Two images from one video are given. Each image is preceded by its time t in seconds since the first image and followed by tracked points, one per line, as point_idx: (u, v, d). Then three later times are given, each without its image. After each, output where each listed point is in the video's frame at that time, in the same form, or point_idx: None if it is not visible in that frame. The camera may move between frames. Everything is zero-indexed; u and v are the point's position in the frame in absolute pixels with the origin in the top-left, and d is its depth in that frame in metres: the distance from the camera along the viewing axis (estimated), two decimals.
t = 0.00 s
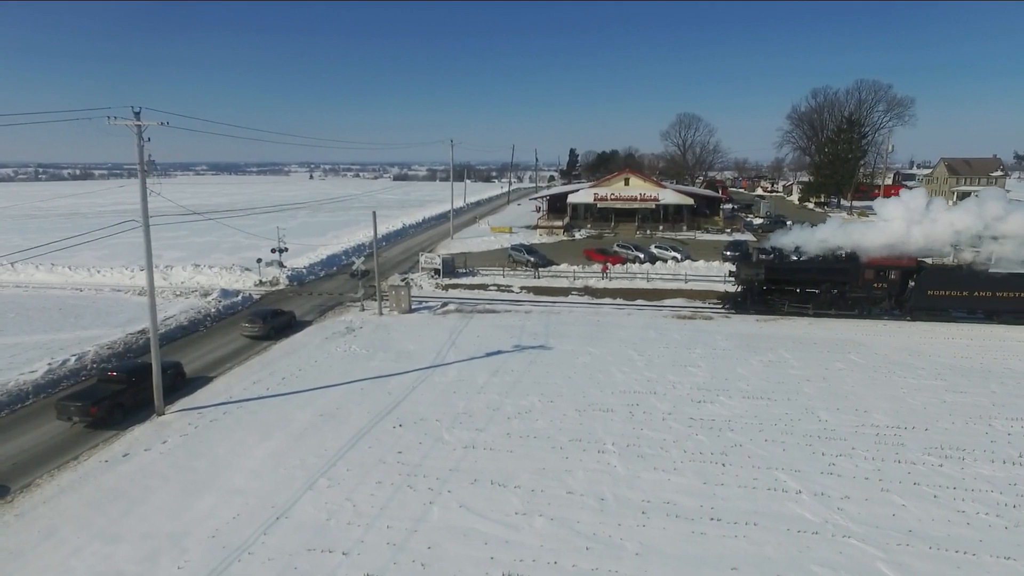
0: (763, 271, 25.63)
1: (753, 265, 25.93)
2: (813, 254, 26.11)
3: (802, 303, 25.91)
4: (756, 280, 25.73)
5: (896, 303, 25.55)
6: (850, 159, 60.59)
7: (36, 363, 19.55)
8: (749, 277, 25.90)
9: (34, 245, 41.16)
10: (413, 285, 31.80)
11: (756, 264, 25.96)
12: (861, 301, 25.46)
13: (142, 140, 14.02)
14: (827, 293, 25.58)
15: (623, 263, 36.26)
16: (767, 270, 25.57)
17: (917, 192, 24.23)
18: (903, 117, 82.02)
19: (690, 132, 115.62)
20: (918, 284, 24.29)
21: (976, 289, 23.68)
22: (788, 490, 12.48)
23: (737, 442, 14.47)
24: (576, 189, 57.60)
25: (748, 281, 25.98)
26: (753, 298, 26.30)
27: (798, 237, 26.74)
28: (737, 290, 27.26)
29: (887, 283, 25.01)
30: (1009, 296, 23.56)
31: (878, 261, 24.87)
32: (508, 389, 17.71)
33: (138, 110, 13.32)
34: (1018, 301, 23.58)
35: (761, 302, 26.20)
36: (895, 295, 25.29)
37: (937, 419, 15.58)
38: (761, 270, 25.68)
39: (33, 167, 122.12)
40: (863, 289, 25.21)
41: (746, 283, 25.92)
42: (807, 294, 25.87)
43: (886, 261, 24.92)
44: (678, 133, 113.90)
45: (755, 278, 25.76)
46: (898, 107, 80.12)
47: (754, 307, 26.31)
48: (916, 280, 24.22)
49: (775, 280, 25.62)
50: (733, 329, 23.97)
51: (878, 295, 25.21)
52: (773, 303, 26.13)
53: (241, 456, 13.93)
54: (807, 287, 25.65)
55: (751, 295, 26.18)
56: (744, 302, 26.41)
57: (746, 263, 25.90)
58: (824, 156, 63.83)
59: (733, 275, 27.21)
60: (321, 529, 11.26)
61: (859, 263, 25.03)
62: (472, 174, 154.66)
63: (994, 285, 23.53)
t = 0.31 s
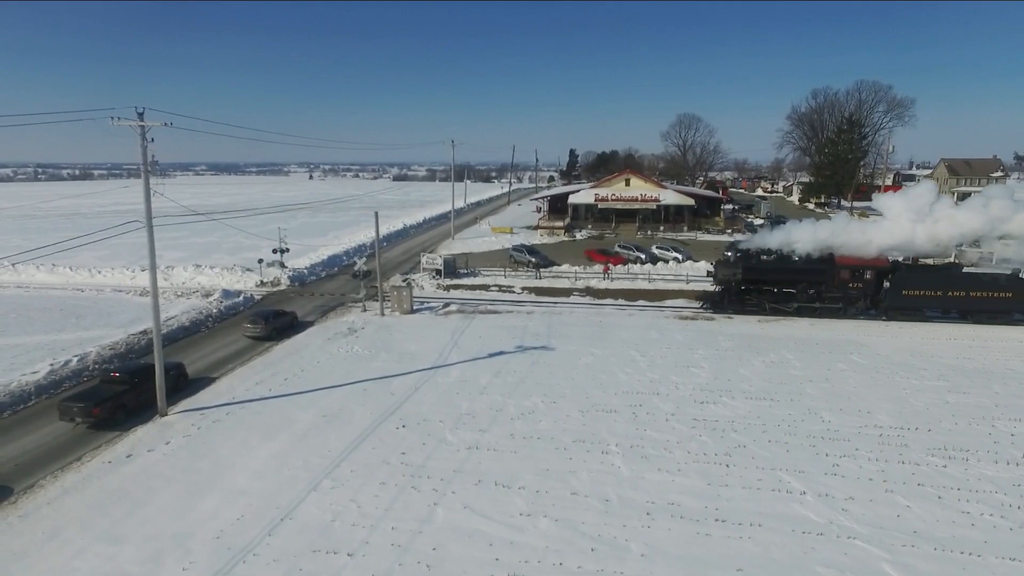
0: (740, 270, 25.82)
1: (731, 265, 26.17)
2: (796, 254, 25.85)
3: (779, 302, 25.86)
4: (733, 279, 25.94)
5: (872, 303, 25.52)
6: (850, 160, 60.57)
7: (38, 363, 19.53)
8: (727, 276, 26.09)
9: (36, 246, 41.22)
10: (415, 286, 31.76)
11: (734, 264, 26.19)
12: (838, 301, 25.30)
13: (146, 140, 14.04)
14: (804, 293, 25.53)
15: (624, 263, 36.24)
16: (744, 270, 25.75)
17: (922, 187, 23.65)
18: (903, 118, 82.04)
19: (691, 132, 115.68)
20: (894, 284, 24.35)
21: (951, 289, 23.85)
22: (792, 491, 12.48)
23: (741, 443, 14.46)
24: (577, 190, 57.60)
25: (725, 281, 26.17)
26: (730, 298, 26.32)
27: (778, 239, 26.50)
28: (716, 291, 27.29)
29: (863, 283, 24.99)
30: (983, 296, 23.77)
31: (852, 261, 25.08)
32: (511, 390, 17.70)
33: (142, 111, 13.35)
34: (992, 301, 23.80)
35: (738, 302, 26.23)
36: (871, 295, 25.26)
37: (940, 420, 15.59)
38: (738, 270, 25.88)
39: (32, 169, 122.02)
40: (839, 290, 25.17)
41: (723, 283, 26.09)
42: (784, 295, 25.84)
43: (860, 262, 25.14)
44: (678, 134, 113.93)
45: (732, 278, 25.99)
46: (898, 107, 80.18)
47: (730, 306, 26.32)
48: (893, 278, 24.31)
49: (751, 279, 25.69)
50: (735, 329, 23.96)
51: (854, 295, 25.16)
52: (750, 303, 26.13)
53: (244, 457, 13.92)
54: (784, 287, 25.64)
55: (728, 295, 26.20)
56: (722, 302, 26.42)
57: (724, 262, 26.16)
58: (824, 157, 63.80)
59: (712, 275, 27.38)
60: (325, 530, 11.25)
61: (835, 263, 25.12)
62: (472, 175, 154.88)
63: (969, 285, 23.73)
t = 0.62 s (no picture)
0: (718, 271, 25.76)
1: (709, 265, 26.11)
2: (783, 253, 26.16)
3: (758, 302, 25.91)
4: (712, 280, 25.78)
5: (850, 303, 25.43)
6: (850, 160, 60.56)
7: (40, 364, 19.54)
8: (706, 276, 25.94)
9: (36, 246, 41.25)
10: (415, 287, 31.74)
11: (713, 263, 26.09)
12: (816, 301, 25.33)
13: (148, 141, 14.04)
14: (782, 293, 25.57)
15: (624, 264, 36.23)
16: (722, 270, 25.69)
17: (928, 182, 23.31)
18: (903, 118, 82.02)
19: (690, 132, 115.63)
20: (872, 284, 24.33)
21: (928, 288, 23.94)
22: (795, 492, 12.48)
23: (743, 444, 14.46)
24: (577, 191, 57.58)
25: (705, 281, 26.03)
26: (709, 298, 26.27)
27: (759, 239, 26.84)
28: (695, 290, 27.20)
29: (841, 283, 24.86)
30: (958, 296, 23.83)
31: (830, 261, 24.99)
32: (512, 391, 17.68)
33: (144, 111, 13.33)
34: (967, 301, 23.86)
35: (717, 302, 26.13)
36: (849, 295, 25.13)
37: (942, 421, 15.60)
38: (717, 270, 25.76)
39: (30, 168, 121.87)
40: (817, 290, 25.11)
41: (702, 283, 26.02)
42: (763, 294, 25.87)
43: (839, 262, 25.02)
44: (678, 134, 114.03)
45: (711, 277, 25.82)
46: (897, 108, 80.27)
47: (710, 306, 26.25)
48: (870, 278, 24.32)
49: (730, 280, 25.69)
50: (736, 330, 23.94)
51: (832, 295, 25.07)
52: (728, 303, 26.14)
53: (247, 458, 13.91)
54: (762, 287, 25.65)
55: (707, 295, 26.17)
56: (701, 302, 26.39)
57: (702, 263, 26.12)
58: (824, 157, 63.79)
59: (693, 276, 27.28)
60: (328, 531, 11.24)
61: (812, 264, 25.13)
62: (471, 176, 155.06)
63: (945, 285, 23.80)
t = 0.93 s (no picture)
0: (698, 271, 26.12)
1: (690, 266, 26.51)
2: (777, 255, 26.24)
3: (737, 302, 26.34)
4: (693, 280, 26.16)
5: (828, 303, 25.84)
6: (850, 161, 60.57)
7: (40, 365, 19.53)
8: (686, 277, 26.39)
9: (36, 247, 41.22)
10: (415, 288, 31.74)
11: (693, 264, 26.54)
12: (795, 301, 25.68)
13: (149, 142, 14.05)
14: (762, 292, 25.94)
15: (625, 265, 36.23)
16: (702, 271, 26.06)
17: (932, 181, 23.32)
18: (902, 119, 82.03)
19: (690, 133, 115.56)
20: (849, 284, 24.69)
21: (905, 289, 24.23)
22: (796, 493, 12.49)
23: (744, 446, 14.47)
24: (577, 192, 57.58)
25: (685, 281, 26.49)
26: (690, 298, 26.67)
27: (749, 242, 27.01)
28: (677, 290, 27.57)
29: (818, 283, 25.26)
30: (934, 296, 24.09)
31: (808, 262, 25.37)
32: (513, 392, 17.67)
33: (145, 112, 13.35)
34: (943, 301, 24.10)
35: (698, 302, 26.55)
36: (827, 295, 25.53)
37: (943, 422, 15.61)
38: (697, 270, 26.17)
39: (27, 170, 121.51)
40: (795, 290, 25.47)
41: (683, 283, 26.43)
42: (743, 294, 26.26)
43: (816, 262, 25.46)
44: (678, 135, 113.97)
45: (691, 278, 26.26)
46: (897, 109, 80.26)
47: (690, 306, 26.68)
48: (847, 278, 24.67)
49: (711, 280, 26.04)
50: (737, 331, 23.94)
51: (810, 295, 25.43)
52: (709, 303, 26.52)
53: (248, 459, 13.91)
54: (741, 287, 26.01)
55: (688, 295, 26.59)
56: (682, 301, 26.75)
57: (683, 263, 26.53)
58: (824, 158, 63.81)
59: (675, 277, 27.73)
60: (329, 533, 11.24)
61: (791, 264, 25.45)
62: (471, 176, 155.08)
63: (920, 285, 24.10)
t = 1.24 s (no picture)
0: (673, 271, 26.45)
1: (665, 266, 26.81)
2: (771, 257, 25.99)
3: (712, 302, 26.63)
4: (668, 280, 26.49)
5: (802, 303, 26.11)
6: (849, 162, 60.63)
7: (39, 366, 19.48)
8: (662, 277, 26.71)
9: (34, 248, 41.10)
10: (415, 288, 31.73)
11: (669, 264, 26.84)
12: (770, 301, 25.98)
13: (149, 143, 14.02)
14: (736, 293, 26.23)
15: (624, 266, 36.25)
16: (677, 271, 26.37)
17: (935, 179, 23.21)
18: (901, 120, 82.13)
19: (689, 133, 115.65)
20: (822, 285, 24.93)
21: (875, 289, 24.48)
22: (796, 495, 12.50)
23: (744, 447, 14.47)
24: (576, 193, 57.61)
25: (661, 281, 26.80)
26: (666, 298, 26.98)
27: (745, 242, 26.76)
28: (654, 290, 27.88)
29: (792, 283, 25.52)
30: (906, 296, 24.32)
31: (781, 262, 25.64)
32: (513, 394, 17.67)
33: (145, 114, 13.33)
34: (915, 301, 24.32)
35: (673, 302, 26.85)
36: (801, 295, 25.79)
37: (942, 423, 15.64)
38: (672, 271, 26.49)
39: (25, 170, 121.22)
40: (770, 290, 25.75)
41: (658, 283, 26.76)
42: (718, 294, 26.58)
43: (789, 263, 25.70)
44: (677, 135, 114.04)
45: (667, 278, 26.58)
46: (896, 110, 80.37)
47: (666, 306, 26.98)
48: (820, 278, 24.91)
49: (686, 280, 26.33)
50: (736, 332, 23.97)
51: (784, 295, 25.70)
52: (684, 303, 26.82)
53: (248, 460, 13.90)
54: (716, 288, 26.31)
55: (664, 295, 26.90)
56: (658, 301, 27.05)
57: (658, 264, 26.84)
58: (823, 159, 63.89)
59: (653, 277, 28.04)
60: (329, 535, 11.24)
61: (765, 265, 25.73)
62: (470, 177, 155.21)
63: (892, 285, 24.33)
